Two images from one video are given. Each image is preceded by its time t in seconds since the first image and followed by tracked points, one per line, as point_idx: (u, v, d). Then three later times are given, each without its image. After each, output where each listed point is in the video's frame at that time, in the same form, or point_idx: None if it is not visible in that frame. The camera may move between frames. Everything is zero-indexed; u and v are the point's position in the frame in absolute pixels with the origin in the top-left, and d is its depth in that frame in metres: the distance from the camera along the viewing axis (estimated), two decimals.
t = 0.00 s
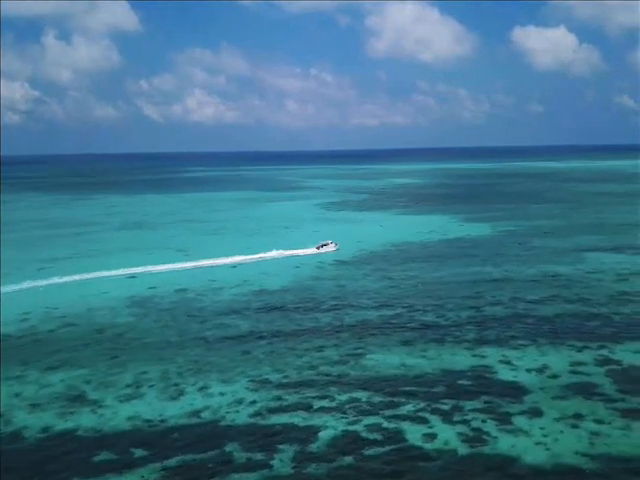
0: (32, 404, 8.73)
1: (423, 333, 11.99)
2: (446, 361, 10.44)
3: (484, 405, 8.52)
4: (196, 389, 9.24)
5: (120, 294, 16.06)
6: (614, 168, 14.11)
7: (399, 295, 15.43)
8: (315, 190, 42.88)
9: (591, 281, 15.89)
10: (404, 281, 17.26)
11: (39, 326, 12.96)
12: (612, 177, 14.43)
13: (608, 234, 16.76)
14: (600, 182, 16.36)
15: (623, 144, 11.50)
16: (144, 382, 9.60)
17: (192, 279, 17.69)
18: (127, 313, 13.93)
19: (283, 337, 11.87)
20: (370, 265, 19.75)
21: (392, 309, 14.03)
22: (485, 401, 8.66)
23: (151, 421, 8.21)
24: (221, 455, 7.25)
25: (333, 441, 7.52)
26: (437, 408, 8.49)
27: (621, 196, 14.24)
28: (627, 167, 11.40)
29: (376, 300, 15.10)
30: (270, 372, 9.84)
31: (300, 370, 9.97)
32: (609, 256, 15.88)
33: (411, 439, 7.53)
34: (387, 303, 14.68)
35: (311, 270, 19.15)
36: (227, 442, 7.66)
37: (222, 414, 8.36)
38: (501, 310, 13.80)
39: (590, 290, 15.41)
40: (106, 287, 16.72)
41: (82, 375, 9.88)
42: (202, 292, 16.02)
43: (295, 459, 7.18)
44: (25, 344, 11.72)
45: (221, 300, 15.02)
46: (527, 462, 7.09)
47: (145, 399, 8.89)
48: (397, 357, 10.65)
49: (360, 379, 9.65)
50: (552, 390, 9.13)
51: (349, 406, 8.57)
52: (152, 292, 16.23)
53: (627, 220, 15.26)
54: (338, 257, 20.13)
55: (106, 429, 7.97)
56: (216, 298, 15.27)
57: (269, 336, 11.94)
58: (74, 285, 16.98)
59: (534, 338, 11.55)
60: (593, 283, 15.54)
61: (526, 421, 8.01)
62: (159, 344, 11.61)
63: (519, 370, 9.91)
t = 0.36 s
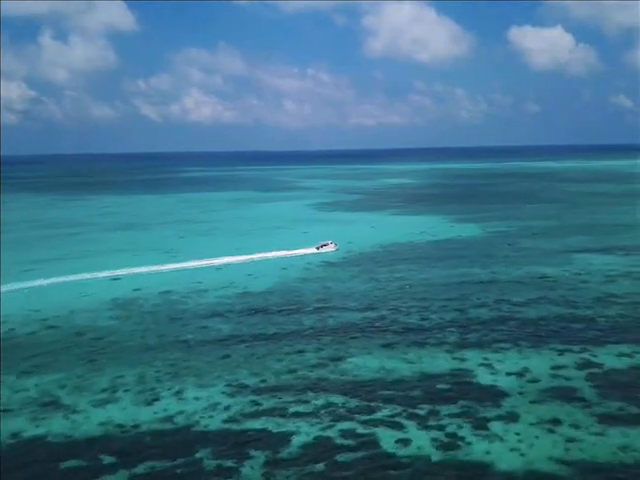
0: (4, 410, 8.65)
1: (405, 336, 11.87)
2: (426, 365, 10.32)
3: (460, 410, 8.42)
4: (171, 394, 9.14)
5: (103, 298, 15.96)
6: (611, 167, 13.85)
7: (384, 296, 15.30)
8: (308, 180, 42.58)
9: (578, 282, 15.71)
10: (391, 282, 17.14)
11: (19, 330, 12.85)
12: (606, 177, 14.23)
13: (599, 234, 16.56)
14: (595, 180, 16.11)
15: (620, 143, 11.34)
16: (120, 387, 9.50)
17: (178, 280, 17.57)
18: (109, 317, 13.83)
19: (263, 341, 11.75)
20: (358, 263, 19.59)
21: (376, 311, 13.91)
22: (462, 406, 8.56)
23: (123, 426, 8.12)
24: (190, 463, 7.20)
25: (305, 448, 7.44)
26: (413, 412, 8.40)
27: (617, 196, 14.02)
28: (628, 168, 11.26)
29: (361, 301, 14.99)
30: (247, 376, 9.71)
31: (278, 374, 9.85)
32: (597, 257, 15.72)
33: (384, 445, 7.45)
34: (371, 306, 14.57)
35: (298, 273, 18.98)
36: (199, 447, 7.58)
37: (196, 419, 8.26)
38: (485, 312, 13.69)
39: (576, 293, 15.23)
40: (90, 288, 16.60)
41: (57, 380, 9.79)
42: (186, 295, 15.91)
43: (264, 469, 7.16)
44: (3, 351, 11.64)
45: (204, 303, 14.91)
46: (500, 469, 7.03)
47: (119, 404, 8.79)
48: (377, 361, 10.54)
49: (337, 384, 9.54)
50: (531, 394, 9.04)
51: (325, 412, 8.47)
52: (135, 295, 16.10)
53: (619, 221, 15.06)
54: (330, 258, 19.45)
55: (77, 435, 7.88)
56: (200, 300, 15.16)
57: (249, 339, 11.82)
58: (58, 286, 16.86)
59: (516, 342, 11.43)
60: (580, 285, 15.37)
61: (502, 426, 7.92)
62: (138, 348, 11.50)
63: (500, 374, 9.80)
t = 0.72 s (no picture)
0: None
1: (389, 337, 11.78)
2: (408, 368, 10.25)
3: (439, 414, 8.35)
4: (149, 397, 9.04)
5: (88, 300, 15.88)
6: (607, 169, 13.69)
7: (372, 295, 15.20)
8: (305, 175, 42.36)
9: (567, 283, 15.60)
10: (380, 282, 17.05)
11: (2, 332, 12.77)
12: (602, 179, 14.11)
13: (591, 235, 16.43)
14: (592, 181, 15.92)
15: (620, 144, 11.15)
16: (98, 390, 9.41)
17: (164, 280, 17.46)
18: (92, 319, 13.75)
19: (246, 344, 11.66)
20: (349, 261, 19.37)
21: (362, 313, 13.82)
22: (442, 410, 8.49)
23: (97, 431, 8.05)
24: (162, 471, 7.20)
25: (281, 454, 7.38)
26: (392, 417, 8.32)
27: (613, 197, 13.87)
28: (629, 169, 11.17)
29: (348, 303, 14.91)
30: (228, 380, 9.61)
31: (259, 377, 9.75)
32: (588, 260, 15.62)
33: (360, 450, 7.39)
34: (358, 309, 14.50)
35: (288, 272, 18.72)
36: (172, 453, 7.54)
37: (172, 424, 8.17)
38: (472, 313, 13.62)
39: (565, 295, 15.14)
40: (76, 289, 16.52)
41: (36, 383, 9.71)
42: (171, 296, 15.83)
43: (237, 476, 7.15)
44: None
45: (190, 305, 14.83)
46: (476, 475, 6.99)
47: (95, 408, 8.70)
48: (360, 364, 10.46)
49: (318, 387, 9.46)
50: (512, 398, 8.98)
51: (303, 416, 8.38)
52: (120, 297, 16.02)
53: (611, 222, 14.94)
54: (322, 262, 19.09)
55: (51, 441, 7.81)
56: (185, 302, 15.09)
57: (232, 342, 11.73)
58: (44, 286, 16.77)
59: (500, 344, 11.36)
60: (568, 286, 15.26)
61: (481, 430, 7.86)
62: (119, 351, 11.40)
63: (482, 377, 9.73)
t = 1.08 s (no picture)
0: None
1: (371, 339, 11.71)
2: (387, 371, 10.19)
3: (415, 419, 8.29)
4: (124, 402, 8.98)
5: (70, 303, 15.80)
6: (599, 169, 13.55)
7: (356, 296, 15.12)
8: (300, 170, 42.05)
9: (553, 284, 15.45)
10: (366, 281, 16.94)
11: None
12: (593, 179, 13.98)
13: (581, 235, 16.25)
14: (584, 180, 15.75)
15: (615, 144, 11.01)
16: (73, 394, 9.34)
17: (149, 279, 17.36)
18: (74, 322, 13.67)
19: (227, 347, 11.58)
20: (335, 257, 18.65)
21: (346, 315, 13.73)
22: (417, 414, 8.44)
23: (68, 438, 8.02)
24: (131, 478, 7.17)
25: (251, 461, 7.33)
26: (367, 421, 8.26)
27: (604, 197, 13.73)
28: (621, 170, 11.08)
29: (332, 305, 14.82)
30: (204, 384, 9.51)
31: (236, 380, 9.67)
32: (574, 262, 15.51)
33: (332, 458, 7.35)
34: (342, 311, 14.42)
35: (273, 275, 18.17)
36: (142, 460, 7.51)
37: (144, 429, 8.12)
38: (456, 315, 13.54)
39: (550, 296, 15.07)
40: (59, 292, 16.45)
41: (11, 387, 9.65)
42: (155, 299, 15.75)
43: None
44: None
45: (173, 307, 14.77)
46: None
47: (68, 412, 8.65)
48: (340, 367, 10.39)
49: (294, 390, 9.39)
50: (489, 403, 8.93)
51: (277, 421, 8.32)
52: (103, 300, 15.96)
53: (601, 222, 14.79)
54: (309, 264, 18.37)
55: (21, 448, 7.77)
56: (169, 303, 15.01)
57: (212, 346, 11.65)
58: (28, 288, 16.68)
59: (482, 347, 11.29)
60: (554, 288, 15.12)
61: (455, 435, 7.82)
62: (98, 355, 11.32)
63: (460, 380, 9.65)
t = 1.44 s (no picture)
0: None
1: (353, 343, 11.60)
2: (367, 375, 10.09)
3: (390, 424, 8.21)
4: (97, 407, 8.89)
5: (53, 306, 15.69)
6: (603, 169, 13.37)
7: (342, 298, 14.99)
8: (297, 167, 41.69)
9: (541, 286, 15.31)
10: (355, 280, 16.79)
11: None
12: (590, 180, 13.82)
13: (571, 236, 16.11)
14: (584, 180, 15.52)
15: (616, 145, 10.85)
16: (47, 399, 9.25)
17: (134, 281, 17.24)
18: (55, 325, 13.57)
19: (206, 352, 11.46)
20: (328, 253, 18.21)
21: (330, 317, 13.61)
22: (394, 419, 8.35)
23: (39, 444, 7.98)
24: None
25: (222, 468, 7.27)
26: (342, 427, 8.18)
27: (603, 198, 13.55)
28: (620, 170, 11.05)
29: (316, 307, 14.70)
30: (180, 389, 9.41)
31: (213, 385, 9.56)
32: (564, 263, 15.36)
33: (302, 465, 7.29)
34: (326, 314, 14.31)
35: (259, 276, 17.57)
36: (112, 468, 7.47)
37: (116, 435, 8.03)
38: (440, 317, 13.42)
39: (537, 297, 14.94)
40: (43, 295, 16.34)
41: None
42: (139, 301, 15.64)
43: None
44: None
45: (156, 309, 14.67)
46: None
47: (40, 417, 8.56)
48: (319, 372, 10.27)
49: (271, 395, 9.29)
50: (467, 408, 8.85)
51: (252, 427, 8.23)
52: (86, 302, 15.86)
53: (593, 224, 14.66)
54: (298, 263, 17.79)
55: None
56: (153, 306, 14.91)
57: (191, 351, 11.53)
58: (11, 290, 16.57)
59: (464, 351, 11.19)
60: (541, 289, 14.98)
61: (429, 441, 7.75)
62: (76, 359, 11.21)
63: (439, 384, 9.56)
